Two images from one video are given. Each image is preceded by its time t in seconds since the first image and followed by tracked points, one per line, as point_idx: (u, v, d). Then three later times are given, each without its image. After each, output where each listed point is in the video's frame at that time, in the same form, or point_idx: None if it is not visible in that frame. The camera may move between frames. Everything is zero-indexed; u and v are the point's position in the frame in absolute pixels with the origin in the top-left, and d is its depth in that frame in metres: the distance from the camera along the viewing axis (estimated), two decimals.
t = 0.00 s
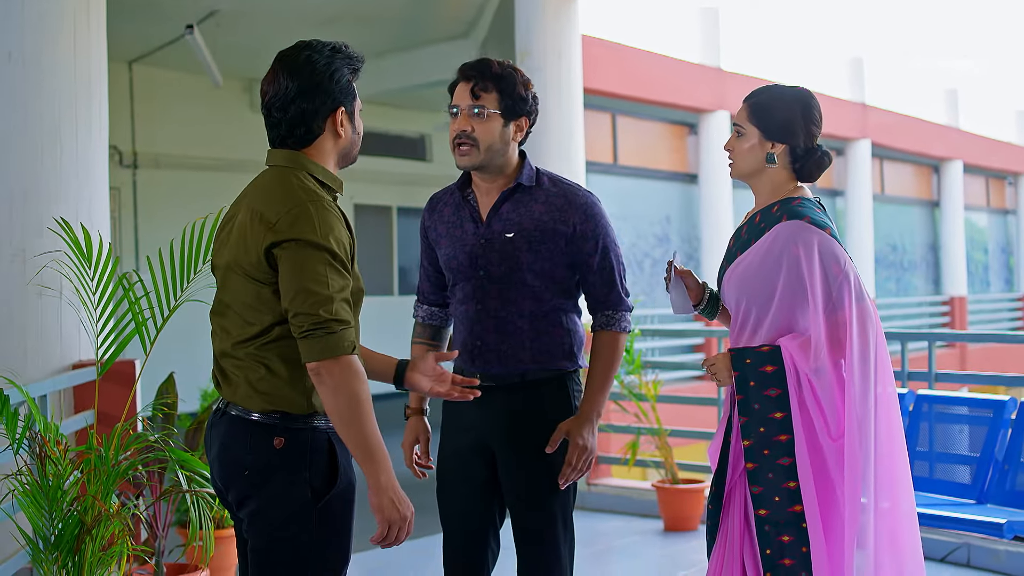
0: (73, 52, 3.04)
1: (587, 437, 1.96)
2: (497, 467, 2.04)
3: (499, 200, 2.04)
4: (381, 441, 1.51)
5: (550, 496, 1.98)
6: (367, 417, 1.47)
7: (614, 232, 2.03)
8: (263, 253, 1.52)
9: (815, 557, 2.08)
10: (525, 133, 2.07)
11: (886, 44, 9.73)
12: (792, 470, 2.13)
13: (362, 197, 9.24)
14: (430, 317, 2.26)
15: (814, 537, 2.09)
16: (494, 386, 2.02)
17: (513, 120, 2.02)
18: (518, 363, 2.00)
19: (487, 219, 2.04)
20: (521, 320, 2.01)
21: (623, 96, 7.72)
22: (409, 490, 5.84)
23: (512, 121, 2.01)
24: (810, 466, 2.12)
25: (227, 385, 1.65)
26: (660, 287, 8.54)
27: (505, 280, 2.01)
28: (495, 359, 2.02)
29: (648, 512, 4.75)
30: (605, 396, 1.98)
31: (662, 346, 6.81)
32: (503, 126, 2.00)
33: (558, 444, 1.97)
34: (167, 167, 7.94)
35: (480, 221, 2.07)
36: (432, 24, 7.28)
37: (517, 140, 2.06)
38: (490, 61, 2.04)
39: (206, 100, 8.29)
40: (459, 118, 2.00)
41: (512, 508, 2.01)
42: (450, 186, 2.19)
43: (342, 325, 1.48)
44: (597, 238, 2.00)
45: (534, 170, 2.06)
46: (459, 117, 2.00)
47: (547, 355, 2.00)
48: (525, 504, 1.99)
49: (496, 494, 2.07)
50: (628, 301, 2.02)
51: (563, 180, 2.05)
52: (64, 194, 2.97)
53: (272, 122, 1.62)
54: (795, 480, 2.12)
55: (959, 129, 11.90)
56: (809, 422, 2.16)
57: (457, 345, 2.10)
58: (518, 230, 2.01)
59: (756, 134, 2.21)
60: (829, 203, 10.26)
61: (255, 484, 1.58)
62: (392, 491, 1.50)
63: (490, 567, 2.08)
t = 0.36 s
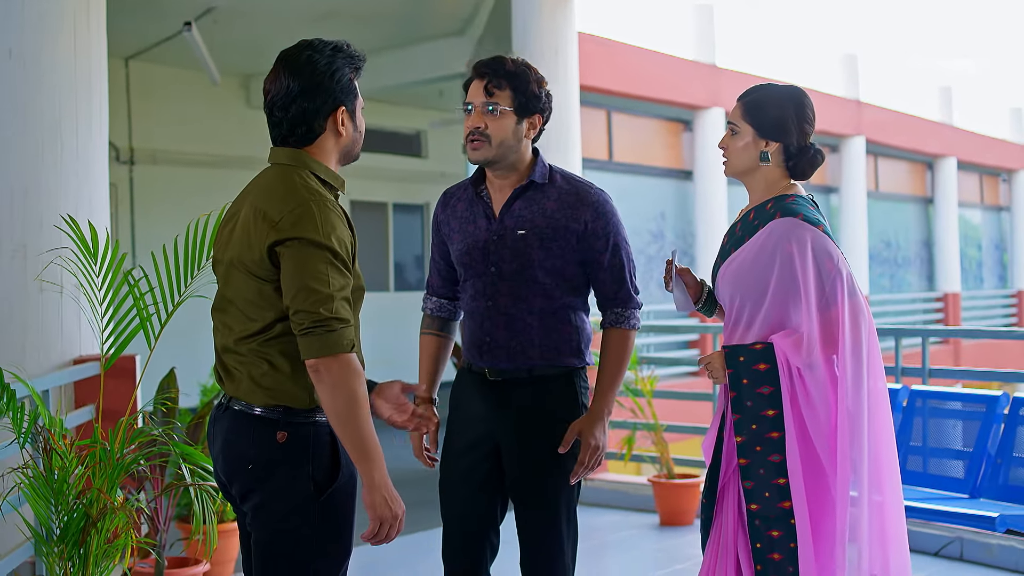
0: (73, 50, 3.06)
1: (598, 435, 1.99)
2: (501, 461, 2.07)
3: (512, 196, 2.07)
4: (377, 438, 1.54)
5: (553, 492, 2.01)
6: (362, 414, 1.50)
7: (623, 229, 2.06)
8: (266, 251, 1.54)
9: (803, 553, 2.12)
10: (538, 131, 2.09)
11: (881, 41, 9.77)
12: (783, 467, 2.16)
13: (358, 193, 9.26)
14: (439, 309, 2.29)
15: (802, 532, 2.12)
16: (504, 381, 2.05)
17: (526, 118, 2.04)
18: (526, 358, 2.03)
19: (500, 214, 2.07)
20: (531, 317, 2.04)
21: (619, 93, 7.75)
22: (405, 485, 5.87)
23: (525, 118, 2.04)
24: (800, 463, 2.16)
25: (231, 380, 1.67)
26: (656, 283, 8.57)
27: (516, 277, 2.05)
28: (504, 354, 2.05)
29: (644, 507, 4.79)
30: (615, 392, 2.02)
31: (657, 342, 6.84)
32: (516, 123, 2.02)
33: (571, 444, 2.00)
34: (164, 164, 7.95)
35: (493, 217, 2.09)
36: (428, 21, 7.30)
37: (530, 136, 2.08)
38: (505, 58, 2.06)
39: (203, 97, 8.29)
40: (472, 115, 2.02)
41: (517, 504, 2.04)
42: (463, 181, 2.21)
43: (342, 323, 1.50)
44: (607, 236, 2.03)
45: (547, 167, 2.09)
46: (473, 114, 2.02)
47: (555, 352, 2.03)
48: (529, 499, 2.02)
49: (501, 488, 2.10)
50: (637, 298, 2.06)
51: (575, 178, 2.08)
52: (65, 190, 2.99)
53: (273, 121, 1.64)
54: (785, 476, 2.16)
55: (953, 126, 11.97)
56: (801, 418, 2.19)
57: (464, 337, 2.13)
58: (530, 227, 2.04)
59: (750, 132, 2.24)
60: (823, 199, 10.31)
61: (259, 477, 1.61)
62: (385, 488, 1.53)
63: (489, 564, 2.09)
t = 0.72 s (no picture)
0: (70, 47, 3.07)
1: (612, 431, 2.05)
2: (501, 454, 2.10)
3: (518, 194, 2.10)
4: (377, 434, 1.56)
5: (553, 487, 2.04)
6: (362, 411, 1.52)
7: (624, 226, 2.12)
8: (269, 249, 1.56)
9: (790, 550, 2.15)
10: (539, 132, 2.12)
11: (873, 39, 9.82)
12: (773, 466, 2.19)
13: (352, 190, 9.26)
14: (431, 305, 2.25)
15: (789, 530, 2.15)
16: (504, 375, 2.08)
17: (528, 119, 2.06)
18: (528, 354, 2.07)
19: (506, 213, 2.10)
20: (534, 313, 2.08)
21: (614, 91, 7.78)
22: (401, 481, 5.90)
23: (527, 120, 2.06)
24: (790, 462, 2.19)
25: (230, 376, 1.69)
26: (649, 280, 8.61)
27: (520, 275, 2.08)
28: (507, 350, 2.08)
29: (638, 502, 4.83)
30: (622, 385, 2.08)
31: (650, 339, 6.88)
32: (519, 125, 2.05)
33: (587, 444, 2.06)
34: (159, 161, 7.96)
35: (499, 215, 2.12)
36: (423, 18, 7.31)
37: (532, 138, 2.11)
38: (507, 60, 2.09)
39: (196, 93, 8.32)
40: (476, 117, 2.04)
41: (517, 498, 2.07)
42: (463, 179, 2.22)
43: (343, 320, 1.53)
44: (610, 232, 2.08)
45: (549, 166, 2.13)
46: (476, 115, 2.04)
47: (557, 346, 2.07)
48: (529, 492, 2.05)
49: (500, 480, 2.13)
50: (638, 293, 2.11)
51: (577, 176, 2.12)
52: (64, 188, 3.01)
53: (272, 120, 1.66)
54: (775, 475, 2.19)
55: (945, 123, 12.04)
56: (793, 416, 2.23)
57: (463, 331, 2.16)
58: (537, 225, 2.08)
59: (743, 132, 2.26)
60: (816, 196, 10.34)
61: (259, 472, 1.63)
62: (385, 483, 1.56)
63: (488, 556, 2.12)
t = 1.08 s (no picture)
0: (71, 44, 3.11)
1: (617, 421, 2.08)
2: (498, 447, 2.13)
3: (515, 192, 2.11)
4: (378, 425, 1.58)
5: (549, 480, 2.07)
6: (364, 403, 1.55)
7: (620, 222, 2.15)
8: (270, 245, 1.58)
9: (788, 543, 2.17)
10: (533, 130, 2.14)
11: (867, 34, 9.86)
12: (770, 460, 2.22)
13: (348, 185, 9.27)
14: (441, 295, 2.19)
15: (786, 523, 2.18)
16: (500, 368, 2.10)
17: (522, 117, 2.08)
18: (526, 350, 2.09)
19: (504, 211, 2.11)
20: (532, 308, 2.10)
21: (609, 87, 7.81)
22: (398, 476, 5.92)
23: (520, 118, 2.08)
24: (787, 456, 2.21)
25: (231, 369, 1.71)
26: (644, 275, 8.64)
27: (518, 271, 2.10)
28: (503, 344, 2.10)
29: (634, 495, 4.87)
30: (621, 375, 2.11)
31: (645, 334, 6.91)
32: (512, 123, 2.07)
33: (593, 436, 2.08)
34: (155, 156, 7.96)
35: (497, 212, 2.13)
36: (419, 14, 7.31)
37: (524, 136, 2.12)
38: (499, 59, 2.10)
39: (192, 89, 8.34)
40: (469, 116, 2.06)
41: (515, 490, 2.09)
42: (459, 176, 2.23)
43: (344, 315, 1.55)
44: (607, 228, 2.11)
45: (545, 164, 2.15)
46: (469, 114, 2.06)
47: (553, 339, 2.10)
48: (526, 485, 2.07)
49: (497, 472, 2.15)
50: (636, 287, 2.14)
51: (573, 173, 2.14)
52: (64, 185, 3.04)
53: (272, 117, 1.68)
54: (772, 469, 2.21)
55: (939, 118, 12.11)
56: (791, 410, 2.25)
57: (460, 325, 2.18)
58: (535, 222, 2.10)
59: (741, 128, 2.29)
60: (810, 191, 10.37)
61: (262, 465, 1.65)
62: (387, 474, 1.58)
63: (485, 547, 2.15)
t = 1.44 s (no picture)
0: (77, 41, 3.14)
1: (613, 415, 2.13)
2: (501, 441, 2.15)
3: (517, 189, 2.14)
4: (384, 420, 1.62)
5: (550, 473, 2.10)
6: (371, 397, 1.58)
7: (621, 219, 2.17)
8: (280, 241, 1.61)
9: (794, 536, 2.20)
10: (536, 125, 2.17)
11: (867, 32, 9.88)
12: (775, 455, 2.24)
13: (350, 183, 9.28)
14: (431, 295, 2.28)
15: (793, 516, 2.20)
16: (502, 363, 2.13)
17: (525, 112, 2.11)
18: (528, 344, 2.12)
19: (506, 207, 2.14)
20: (534, 304, 2.13)
21: (609, 83, 7.83)
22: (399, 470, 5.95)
23: (524, 112, 2.10)
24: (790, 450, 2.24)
25: (241, 365, 1.74)
26: (644, 273, 8.67)
27: (520, 268, 2.13)
28: (504, 340, 2.13)
29: (634, 490, 4.90)
30: (621, 370, 2.15)
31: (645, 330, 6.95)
32: (516, 118, 2.09)
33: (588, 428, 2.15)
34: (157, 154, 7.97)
35: (498, 208, 2.16)
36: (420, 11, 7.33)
37: (529, 130, 2.16)
38: (503, 56, 2.14)
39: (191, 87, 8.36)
40: (474, 110, 2.09)
41: (516, 483, 2.13)
42: (463, 173, 2.26)
43: (353, 311, 1.58)
44: (608, 225, 2.13)
45: (548, 160, 2.18)
46: (474, 109, 2.09)
47: (554, 334, 2.13)
48: (526, 479, 2.11)
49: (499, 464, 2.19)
50: (636, 284, 2.17)
51: (575, 170, 2.17)
52: (70, 182, 3.07)
53: (282, 116, 1.71)
54: (777, 464, 2.23)
55: (938, 115, 12.13)
56: (792, 405, 2.28)
57: (462, 320, 2.21)
58: (536, 218, 2.12)
59: (742, 127, 2.32)
60: (809, 188, 10.38)
61: (271, 457, 1.68)
62: (392, 467, 1.61)
63: (488, 537, 2.18)
